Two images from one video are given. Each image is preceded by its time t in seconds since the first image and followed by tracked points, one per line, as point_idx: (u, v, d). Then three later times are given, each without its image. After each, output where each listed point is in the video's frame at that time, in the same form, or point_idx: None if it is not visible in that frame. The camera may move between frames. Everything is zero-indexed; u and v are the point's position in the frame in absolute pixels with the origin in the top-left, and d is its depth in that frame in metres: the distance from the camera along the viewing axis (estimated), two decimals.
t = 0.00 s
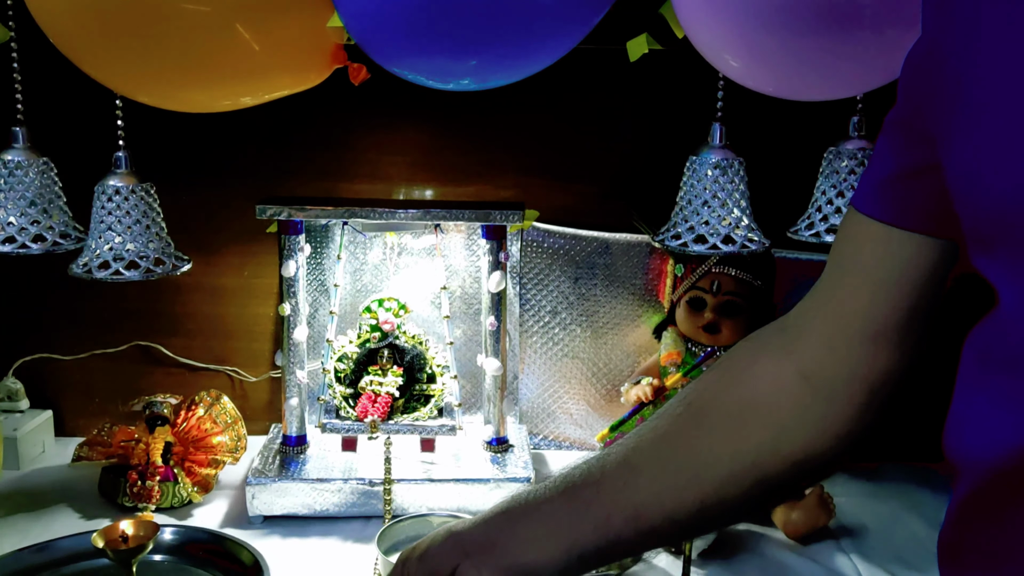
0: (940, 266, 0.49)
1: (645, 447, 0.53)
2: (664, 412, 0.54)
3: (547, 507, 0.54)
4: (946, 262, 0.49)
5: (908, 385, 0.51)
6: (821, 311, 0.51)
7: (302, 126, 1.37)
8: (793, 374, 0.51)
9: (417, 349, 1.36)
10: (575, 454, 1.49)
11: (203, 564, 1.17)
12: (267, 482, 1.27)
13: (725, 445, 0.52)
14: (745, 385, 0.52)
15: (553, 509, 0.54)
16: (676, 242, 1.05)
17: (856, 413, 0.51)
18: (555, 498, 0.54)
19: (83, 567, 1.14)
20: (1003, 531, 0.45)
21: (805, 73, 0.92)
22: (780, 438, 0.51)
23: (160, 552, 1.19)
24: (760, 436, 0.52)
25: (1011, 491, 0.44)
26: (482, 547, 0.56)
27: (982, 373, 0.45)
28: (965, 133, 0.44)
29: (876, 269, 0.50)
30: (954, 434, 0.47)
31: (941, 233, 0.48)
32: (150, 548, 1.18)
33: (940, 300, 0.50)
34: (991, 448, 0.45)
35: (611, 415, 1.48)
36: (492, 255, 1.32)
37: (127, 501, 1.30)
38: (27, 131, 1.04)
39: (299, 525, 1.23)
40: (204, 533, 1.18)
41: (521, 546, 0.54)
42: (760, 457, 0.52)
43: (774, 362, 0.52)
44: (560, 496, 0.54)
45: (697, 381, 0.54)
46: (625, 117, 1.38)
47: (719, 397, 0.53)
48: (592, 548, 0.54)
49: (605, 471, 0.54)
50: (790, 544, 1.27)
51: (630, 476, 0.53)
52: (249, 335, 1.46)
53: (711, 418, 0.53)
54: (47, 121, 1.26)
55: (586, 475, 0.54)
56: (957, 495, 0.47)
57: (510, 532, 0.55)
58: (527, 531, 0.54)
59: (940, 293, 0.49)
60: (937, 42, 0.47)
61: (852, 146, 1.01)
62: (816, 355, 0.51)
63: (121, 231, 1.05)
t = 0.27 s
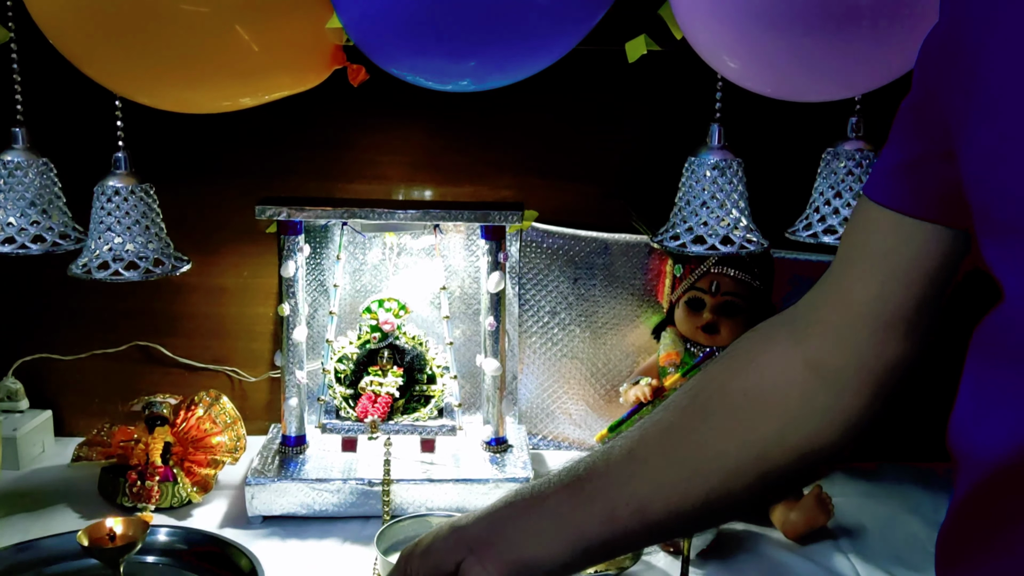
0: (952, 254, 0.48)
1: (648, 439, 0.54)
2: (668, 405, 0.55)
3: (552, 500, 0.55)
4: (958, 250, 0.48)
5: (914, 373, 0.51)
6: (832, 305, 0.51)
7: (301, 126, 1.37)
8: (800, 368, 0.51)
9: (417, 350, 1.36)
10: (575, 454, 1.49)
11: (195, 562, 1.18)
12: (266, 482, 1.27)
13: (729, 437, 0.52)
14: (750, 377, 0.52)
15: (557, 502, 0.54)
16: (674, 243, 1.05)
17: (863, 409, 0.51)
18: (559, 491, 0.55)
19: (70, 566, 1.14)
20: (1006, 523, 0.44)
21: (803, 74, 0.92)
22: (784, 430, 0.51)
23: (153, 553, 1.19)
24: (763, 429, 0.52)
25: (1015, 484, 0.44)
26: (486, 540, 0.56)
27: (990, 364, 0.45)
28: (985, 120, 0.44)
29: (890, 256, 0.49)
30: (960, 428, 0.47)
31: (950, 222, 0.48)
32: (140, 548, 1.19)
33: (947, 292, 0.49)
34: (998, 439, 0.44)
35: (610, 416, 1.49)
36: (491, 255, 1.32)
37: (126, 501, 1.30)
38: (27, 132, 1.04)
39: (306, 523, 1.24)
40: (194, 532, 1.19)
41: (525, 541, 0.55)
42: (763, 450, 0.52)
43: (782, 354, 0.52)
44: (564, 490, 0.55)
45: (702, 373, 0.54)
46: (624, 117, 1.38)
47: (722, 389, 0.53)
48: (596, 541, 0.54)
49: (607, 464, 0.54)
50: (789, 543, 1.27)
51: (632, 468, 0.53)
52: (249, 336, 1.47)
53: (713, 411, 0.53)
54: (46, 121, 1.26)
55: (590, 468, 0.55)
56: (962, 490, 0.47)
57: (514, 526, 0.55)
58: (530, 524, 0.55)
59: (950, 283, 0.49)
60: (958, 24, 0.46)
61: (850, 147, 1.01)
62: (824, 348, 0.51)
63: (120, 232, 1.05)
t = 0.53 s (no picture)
0: (974, 250, 0.50)
1: (677, 432, 0.53)
2: (692, 400, 0.54)
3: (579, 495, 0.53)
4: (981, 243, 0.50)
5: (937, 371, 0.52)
6: (861, 298, 0.52)
7: (301, 126, 1.37)
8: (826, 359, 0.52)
9: (419, 345, 1.37)
10: (573, 454, 1.50)
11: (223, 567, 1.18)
12: (266, 481, 1.28)
13: (758, 430, 0.52)
14: (777, 370, 0.53)
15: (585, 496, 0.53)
16: (672, 243, 1.06)
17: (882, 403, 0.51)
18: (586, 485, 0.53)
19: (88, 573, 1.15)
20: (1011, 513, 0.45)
21: (802, 73, 0.92)
22: (813, 421, 0.52)
23: (180, 560, 1.19)
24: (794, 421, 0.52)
25: (1016, 479, 0.44)
26: (509, 538, 0.53)
27: (994, 357, 0.46)
28: (1002, 112, 0.45)
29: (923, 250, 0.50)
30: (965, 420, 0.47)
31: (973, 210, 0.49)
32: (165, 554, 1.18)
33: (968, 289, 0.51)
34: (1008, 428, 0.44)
35: (608, 415, 1.49)
36: (490, 255, 1.33)
37: (126, 500, 1.30)
38: (27, 131, 1.04)
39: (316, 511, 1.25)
40: (221, 538, 1.19)
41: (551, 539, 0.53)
42: (792, 442, 0.52)
43: (813, 344, 0.53)
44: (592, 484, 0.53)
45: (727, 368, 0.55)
46: (623, 118, 1.38)
47: (750, 382, 0.53)
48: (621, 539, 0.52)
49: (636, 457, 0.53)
50: (787, 543, 1.27)
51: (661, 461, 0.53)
52: (249, 335, 1.47)
53: (742, 404, 0.53)
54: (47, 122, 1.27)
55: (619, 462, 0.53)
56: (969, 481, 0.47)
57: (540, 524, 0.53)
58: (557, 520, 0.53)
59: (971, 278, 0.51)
60: (984, 17, 0.47)
61: (847, 147, 1.00)
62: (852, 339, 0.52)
63: (120, 231, 1.05)
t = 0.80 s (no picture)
0: None
1: (754, 431, 0.54)
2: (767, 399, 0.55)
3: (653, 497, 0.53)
4: None
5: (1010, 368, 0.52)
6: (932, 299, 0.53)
7: (303, 125, 1.38)
8: (899, 363, 0.52)
9: (418, 346, 1.37)
10: (575, 451, 1.50)
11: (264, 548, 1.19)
12: (268, 478, 1.28)
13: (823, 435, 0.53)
14: (845, 374, 0.53)
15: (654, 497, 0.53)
16: (674, 240, 1.06)
17: (948, 401, 0.52)
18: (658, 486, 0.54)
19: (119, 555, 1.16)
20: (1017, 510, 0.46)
21: (803, 70, 0.92)
22: (894, 417, 0.52)
23: (215, 541, 1.20)
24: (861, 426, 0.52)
25: None
26: (569, 535, 0.53)
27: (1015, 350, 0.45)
28: None
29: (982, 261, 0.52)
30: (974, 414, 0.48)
31: None
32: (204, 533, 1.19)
33: None
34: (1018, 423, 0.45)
35: (610, 413, 1.49)
36: (492, 253, 1.33)
37: (129, 497, 1.30)
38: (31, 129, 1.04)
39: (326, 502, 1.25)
40: (263, 522, 1.19)
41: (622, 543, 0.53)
42: (875, 438, 0.52)
43: (889, 344, 0.53)
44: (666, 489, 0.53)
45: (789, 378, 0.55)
46: (625, 117, 1.39)
47: (817, 384, 0.54)
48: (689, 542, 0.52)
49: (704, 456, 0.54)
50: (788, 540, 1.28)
51: (728, 462, 0.53)
52: (251, 333, 1.48)
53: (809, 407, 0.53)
54: (50, 120, 1.27)
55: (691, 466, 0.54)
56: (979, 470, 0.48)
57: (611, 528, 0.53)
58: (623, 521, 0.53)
59: None
60: None
61: (849, 144, 1.00)
62: (932, 335, 0.52)
63: (124, 228, 1.05)
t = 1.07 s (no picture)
0: None
1: (818, 440, 0.53)
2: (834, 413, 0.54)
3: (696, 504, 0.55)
4: None
5: None
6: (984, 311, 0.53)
7: (303, 124, 1.38)
8: (960, 368, 0.52)
9: (418, 345, 1.37)
10: (574, 450, 1.51)
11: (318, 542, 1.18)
12: (269, 476, 1.29)
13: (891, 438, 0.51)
14: (907, 382, 0.53)
15: (708, 506, 0.54)
16: (673, 239, 1.06)
17: None
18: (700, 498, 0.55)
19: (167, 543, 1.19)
20: None
21: (802, 68, 0.92)
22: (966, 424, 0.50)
23: (263, 531, 1.20)
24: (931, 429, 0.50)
25: None
26: (620, 544, 0.55)
27: None
28: None
29: None
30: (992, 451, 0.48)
31: None
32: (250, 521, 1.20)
33: None
34: None
35: (609, 411, 1.50)
36: (491, 252, 1.34)
37: (128, 495, 1.30)
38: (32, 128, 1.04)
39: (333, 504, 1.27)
40: (314, 515, 1.20)
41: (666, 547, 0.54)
42: (944, 444, 0.50)
43: (954, 353, 0.53)
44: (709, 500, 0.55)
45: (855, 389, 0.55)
46: (624, 115, 1.39)
47: (879, 390, 0.54)
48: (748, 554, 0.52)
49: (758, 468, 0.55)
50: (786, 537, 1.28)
51: (789, 470, 0.53)
52: (251, 331, 1.48)
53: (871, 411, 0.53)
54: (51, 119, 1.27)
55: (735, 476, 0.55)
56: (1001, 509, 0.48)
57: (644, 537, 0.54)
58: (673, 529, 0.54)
59: None
60: None
61: (847, 143, 1.00)
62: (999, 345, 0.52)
63: (124, 226, 1.06)
